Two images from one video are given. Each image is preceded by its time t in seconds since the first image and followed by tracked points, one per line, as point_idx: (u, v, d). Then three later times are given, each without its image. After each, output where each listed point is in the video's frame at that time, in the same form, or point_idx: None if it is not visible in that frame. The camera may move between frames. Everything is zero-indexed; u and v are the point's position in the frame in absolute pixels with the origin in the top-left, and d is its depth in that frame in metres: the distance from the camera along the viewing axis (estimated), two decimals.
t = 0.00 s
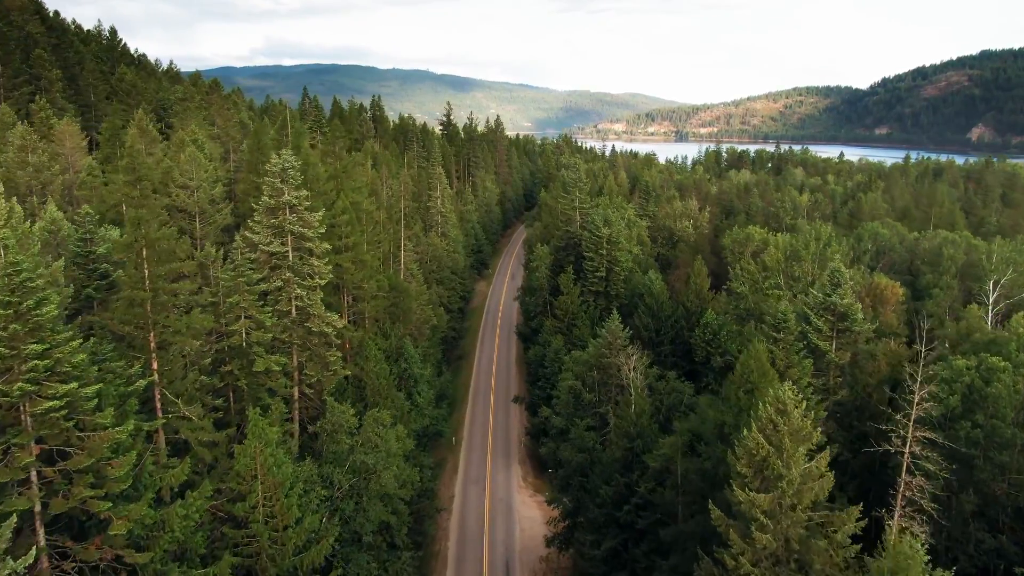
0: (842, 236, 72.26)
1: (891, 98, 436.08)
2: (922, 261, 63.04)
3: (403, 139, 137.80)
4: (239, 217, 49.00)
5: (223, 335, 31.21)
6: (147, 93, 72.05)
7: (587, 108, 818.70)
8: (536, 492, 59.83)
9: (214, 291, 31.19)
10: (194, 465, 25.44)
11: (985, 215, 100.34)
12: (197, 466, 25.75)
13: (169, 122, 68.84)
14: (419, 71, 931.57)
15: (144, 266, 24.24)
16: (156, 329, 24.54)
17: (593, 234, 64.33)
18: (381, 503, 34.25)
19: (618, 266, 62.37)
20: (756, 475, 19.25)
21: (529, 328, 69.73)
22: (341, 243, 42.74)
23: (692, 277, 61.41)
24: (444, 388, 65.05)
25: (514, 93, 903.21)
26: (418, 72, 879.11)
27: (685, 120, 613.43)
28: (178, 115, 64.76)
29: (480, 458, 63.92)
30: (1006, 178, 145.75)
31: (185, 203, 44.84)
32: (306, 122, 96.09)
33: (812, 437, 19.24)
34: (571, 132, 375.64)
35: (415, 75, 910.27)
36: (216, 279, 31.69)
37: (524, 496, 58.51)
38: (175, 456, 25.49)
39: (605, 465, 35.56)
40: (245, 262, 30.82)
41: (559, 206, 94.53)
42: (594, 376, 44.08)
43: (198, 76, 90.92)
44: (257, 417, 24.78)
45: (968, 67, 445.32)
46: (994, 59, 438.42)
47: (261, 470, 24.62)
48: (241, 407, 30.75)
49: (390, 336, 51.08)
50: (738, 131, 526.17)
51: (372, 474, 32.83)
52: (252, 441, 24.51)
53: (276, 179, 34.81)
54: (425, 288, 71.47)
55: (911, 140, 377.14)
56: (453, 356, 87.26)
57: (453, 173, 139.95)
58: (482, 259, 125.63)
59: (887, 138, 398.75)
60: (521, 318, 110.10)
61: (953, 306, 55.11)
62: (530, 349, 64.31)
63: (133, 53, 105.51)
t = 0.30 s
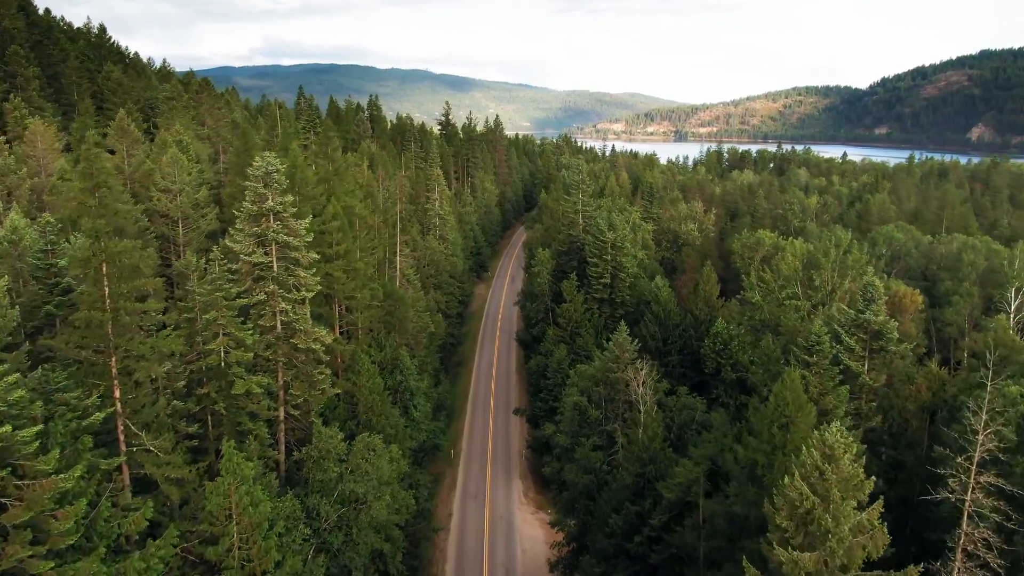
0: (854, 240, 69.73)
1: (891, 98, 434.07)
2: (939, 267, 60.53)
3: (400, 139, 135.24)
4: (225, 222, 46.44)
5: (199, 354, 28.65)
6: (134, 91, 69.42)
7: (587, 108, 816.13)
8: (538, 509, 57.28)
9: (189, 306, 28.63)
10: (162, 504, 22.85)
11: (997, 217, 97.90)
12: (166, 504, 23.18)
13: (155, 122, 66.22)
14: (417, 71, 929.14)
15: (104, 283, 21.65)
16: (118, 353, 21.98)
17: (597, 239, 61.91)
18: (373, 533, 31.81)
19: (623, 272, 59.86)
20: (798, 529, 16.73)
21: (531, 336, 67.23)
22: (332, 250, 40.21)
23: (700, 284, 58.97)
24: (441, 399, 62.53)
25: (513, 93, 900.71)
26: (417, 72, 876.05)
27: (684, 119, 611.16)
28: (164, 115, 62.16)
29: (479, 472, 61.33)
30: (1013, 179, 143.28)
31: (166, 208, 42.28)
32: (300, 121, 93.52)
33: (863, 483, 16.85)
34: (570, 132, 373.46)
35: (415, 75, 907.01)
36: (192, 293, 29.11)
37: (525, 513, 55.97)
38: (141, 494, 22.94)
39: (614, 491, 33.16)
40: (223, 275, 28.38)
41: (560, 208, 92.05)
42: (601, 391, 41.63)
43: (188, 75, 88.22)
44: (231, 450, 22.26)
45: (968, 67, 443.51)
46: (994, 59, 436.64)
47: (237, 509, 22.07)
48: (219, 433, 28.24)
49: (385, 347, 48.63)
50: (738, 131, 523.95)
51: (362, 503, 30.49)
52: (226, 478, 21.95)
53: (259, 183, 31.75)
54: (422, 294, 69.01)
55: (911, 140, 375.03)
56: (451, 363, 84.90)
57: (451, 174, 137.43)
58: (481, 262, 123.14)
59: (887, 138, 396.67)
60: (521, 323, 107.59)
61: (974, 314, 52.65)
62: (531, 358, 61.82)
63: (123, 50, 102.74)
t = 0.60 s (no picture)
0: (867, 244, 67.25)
1: (891, 98, 432.07)
2: (958, 273, 58.05)
3: (398, 139, 132.64)
4: (209, 228, 43.93)
5: (171, 377, 26.09)
6: (119, 90, 66.80)
7: (586, 107, 813.44)
8: (540, 527, 54.70)
9: (160, 325, 26.08)
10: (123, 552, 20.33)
11: (1009, 219, 95.42)
12: (129, 551, 20.65)
13: (141, 122, 63.64)
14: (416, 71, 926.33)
15: (52, 306, 19.03)
16: (70, 384, 19.38)
17: (601, 244, 59.50)
18: (365, 568, 29.36)
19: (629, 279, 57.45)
20: None
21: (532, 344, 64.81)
22: (321, 259, 37.75)
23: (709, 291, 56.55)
24: (439, 411, 60.04)
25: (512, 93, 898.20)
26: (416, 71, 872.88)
27: (684, 119, 608.81)
28: (149, 115, 59.56)
29: (479, 487, 58.75)
30: (1020, 180, 140.80)
31: (145, 214, 39.74)
32: (295, 121, 90.97)
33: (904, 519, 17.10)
34: (569, 131, 370.98)
35: (414, 74, 903.99)
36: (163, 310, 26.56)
37: (527, 532, 53.39)
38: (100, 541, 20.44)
39: (626, 522, 30.77)
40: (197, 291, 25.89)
41: (562, 210, 89.57)
42: (608, 409, 39.23)
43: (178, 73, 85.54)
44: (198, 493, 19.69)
45: (968, 67, 441.33)
46: (994, 58, 434.61)
47: (206, 560, 19.39)
48: (193, 463, 25.76)
49: (379, 360, 46.19)
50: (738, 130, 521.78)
51: (352, 538, 28.01)
52: (193, 526, 19.35)
53: (239, 189, 29.43)
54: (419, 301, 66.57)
55: (911, 140, 372.89)
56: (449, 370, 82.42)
57: (450, 174, 134.93)
58: (480, 265, 120.57)
59: (887, 138, 394.47)
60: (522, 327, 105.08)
61: (998, 324, 50.18)
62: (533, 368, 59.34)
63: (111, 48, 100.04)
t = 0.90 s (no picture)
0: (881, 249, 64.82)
1: (891, 98, 429.95)
2: (979, 281, 55.62)
3: (395, 139, 130.07)
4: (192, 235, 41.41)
5: (136, 404, 23.54)
6: (103, 88, 64.10)
7: (585, 107, 811.27)
8: (543, 548, 52.10)
9: (124, 347, 23.55)
10: None
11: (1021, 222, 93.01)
12: None
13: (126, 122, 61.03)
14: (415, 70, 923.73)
15: None
16: (6, 425, 16.86)
17: (606, 249, 57.07)
18: None
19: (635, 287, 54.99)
20: None
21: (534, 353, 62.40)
22: (309, 270, 35.27)
23: (719, 299, 54.16)
24: (437, 424, 57.54)
25: (511, 92, 895.63)
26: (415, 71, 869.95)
27: (683, 119, 606.32)
28: (133, 114, 56.94)
29: (478, 505, 56.17)
30: None
31: (122, 221, 37.16)
32: (288, 121, 88.38)
33: None
34: (568, 131, 368.55)
35: (413, 74, 901.19)
36: (128, 331, 24.01)
37: (529, 553, 50.78)
38: None
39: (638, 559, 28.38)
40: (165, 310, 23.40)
41: (563, 213, 87.14)
42: (617, 429, 36.84)
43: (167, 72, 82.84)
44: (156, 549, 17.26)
45: (968, 66, 439.29)
46: (994, 57, 432.67)
47: None
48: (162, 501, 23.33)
49: (373, 374, 43.81)
50: (738, 130, 519.73)
51: None
52: None
53: (215, 196, 26.90)
54: (416, 308, 64.16)
55: (911, 140, 370.72)
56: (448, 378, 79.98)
57: (448, 175, 132.40)
58: (479, 268, 118.07)
59: (887, 138, 392.29)
60: (522, 332, 102.61)
61: None
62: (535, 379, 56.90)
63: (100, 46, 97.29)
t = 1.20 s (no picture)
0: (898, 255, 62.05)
1: (892, 97, 427.39)
2: (1004, 290, 52.91)
3: (392, 139, 127.12)
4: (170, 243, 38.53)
5: (87, 444, 20.66)
6: (84, 86, 61.16)
7: (585, 107, 808.21)
8: (546, 572, 49.23)
9: (73, 379, 20.66)
10: None
11: None
12: None
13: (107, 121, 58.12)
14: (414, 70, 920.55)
15: None
16: None
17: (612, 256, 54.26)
18: None
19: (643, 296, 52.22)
20: None
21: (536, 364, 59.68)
22: (293, 283, 32.45)
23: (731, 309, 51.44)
24: (434, 440, 54.76)
25: (510, 92, 892.52)
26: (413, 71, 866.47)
27: (683, 119, 603.50)
28: (112, 114, 54.00)
29: (477, 525, 53.32)
30: None
31: (91, 229, 34.30)
32: (281, 121, 85.44)
33: None
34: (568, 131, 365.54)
35: (412, 74, 897.36)
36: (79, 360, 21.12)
37: None
38: None
39: None
40: (120, 337, 20.54)
41: (565, 216, 84.25)
42: (628, 455, 34.10)
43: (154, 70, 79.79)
44: None
45: (968, 66, 435.64)
46: (994, 57, 429.64)
47: None
48: (116, 554, 20.46)
49: (366, 392, 41.03)
50: (738, 130, 517.08)
51: None
52: None
53: (183, 206, 24.05)
54: (412, 317, 61.25)
55: (911, 140, 368.06)
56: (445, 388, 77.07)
57: (446, 176, 129.46)
58: (479, 270, 115.18)
59: (887, 138, 389.71)
60: (522, 338, 99.72)
61: None
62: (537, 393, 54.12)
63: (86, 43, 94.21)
